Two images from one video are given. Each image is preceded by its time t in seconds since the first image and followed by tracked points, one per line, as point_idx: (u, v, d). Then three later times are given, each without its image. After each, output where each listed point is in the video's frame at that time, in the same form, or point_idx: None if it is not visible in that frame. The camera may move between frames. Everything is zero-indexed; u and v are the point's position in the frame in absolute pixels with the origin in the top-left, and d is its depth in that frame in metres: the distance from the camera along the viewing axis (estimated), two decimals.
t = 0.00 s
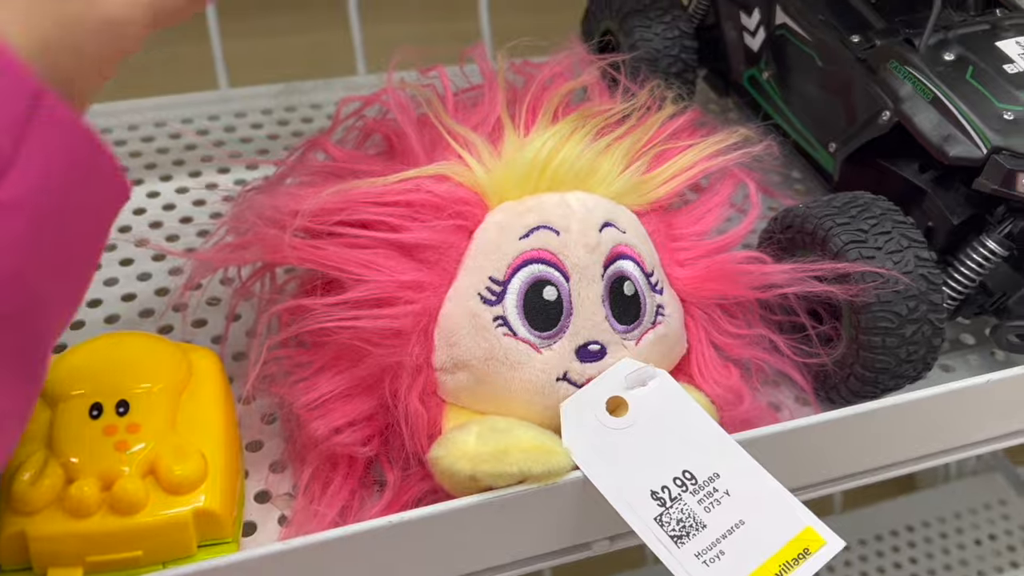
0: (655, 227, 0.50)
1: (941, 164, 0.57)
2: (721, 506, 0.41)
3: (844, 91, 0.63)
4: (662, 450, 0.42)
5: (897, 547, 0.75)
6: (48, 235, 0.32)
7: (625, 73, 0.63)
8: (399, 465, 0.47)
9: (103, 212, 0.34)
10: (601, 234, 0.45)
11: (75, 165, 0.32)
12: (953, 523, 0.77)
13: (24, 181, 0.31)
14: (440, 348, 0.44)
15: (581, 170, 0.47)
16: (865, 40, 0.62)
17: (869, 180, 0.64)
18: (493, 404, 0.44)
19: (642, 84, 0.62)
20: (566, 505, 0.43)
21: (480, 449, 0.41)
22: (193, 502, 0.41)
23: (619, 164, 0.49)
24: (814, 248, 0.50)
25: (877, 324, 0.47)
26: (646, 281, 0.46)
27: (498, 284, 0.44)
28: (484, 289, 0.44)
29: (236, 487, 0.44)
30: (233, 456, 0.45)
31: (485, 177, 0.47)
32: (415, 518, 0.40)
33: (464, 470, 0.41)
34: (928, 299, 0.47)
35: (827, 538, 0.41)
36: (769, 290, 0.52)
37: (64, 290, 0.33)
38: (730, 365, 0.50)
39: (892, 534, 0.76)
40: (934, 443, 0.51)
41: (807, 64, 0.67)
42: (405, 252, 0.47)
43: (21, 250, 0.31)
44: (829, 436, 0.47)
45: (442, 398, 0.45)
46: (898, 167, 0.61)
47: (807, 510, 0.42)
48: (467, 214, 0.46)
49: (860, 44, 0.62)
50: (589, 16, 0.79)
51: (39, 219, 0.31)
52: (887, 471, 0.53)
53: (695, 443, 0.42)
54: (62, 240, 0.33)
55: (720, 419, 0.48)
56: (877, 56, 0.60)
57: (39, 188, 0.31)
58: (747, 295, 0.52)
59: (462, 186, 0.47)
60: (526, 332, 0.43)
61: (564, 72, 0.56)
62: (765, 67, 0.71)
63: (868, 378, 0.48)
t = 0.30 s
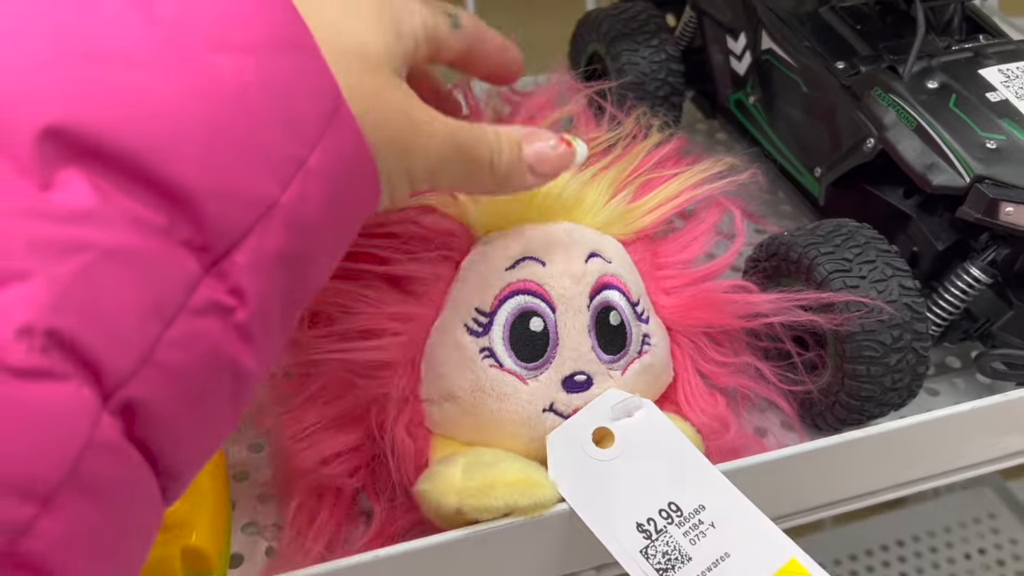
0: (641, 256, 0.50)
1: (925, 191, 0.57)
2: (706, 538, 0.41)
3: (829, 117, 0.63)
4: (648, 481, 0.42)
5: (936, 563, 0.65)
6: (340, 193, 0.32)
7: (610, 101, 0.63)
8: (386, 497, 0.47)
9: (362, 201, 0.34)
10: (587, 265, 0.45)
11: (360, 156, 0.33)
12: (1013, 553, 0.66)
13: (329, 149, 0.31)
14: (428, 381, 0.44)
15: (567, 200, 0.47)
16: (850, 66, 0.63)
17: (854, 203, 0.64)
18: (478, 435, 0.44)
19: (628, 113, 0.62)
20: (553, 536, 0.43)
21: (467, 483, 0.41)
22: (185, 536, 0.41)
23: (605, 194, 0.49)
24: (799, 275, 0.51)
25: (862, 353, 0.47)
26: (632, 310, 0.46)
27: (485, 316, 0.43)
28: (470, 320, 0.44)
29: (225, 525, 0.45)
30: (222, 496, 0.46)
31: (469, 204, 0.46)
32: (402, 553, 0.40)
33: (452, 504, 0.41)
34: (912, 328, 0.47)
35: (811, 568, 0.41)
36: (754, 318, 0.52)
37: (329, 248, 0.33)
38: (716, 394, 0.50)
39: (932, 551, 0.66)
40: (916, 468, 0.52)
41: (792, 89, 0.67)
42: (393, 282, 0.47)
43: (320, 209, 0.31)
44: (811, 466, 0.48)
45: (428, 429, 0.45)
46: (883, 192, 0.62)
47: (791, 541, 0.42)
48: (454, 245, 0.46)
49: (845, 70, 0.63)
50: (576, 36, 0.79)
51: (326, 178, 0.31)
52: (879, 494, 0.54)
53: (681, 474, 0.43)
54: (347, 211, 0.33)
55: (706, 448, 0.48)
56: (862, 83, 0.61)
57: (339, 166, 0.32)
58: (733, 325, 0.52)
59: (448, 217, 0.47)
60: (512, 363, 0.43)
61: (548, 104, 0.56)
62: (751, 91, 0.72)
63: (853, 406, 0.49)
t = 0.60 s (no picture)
0: (631, 264, 0.49)
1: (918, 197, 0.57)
2: (704, 551, 0.41)
3: (821, 121, 0.63)
4: (644, 493, 0.41)
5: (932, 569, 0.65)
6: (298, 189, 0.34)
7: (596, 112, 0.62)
8: (375, 511, 0.46)
9: (316, 200, 0.36)
10: (579, 274, 0.44)
11: (320, 156, 0.35)
12: (1008, 559, 0.66)
13: (291, 146, 0.33)
14: (417, 392, 0.43)
15: (557, 208, 0.47)
16: (842, 71, 0.62)
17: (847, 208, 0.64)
18: (471, 446, 0.43)
19: (616, 124, 0.61)
20: (549, 549, 0.43)
21: (461, 492, 0.40)
22: (166, 554, 0.41)
23: (595, 203, 0.48)
24: (791, 281, 0.50)
25: (855, 361, 0.47)
26: (625, 319, 0.46)
27: (477, 325, 0.43)
28: (462, 330, 0.43)
29: (208, 535, 0.44)
30: (204, 506, 0.45)
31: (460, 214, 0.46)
32: (395, 565, 0.39)
33: (446, 515, 0.40)
34: (906, 335, 0.47)
35: None
36: (744, 328, 0.51)
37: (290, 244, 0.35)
38: (709, 404, 0.50)
39: (926, 558, 0.66)
40: (912, 476, 0.51)
41: (783, 94, 0.67)
42: (383, 292, 0.46)
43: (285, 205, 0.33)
44: (807, 475, 0.47)
45: (419, 442, 0.44)
46: (875, 198, 0.61)
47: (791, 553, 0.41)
48: (447, 254, 0.45)
49: (837, 75, 0.62)
50: (567, 41, 0.79)
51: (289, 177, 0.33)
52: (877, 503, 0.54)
53: (675, 485, 0.42)
54: (303, 208, 0.35)
55: (700, 458, 0.48)
56: (854, 88, 0.60)
57: (299, 163, 0.34)
58: (724, 333, 0.51)
59: (435, 223, 0.46)
60: (505, 372, 0.42)
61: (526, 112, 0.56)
62: (743, 96, 0.71)
63: (847, 415, 0.48)
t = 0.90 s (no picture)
0: (621, 267, 0.49)
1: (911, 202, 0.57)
2: (694, 562, 0.40)
3: (812, 126, 0.63)
4: (633, 503, 0.41)
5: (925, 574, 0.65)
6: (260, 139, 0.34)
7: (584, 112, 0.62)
8: (361, 518, 0.46)
9: (275, 154, 0.35)
10: (567, 277, 0.44)
11: (281, 104, 0.35)
12: (1003, 564, 0.66)
13: (254, 92, 0.33)
14: (404, 398, 0.43)
15: (545, 211, 0.46)
16: (833, 76, 0.62)
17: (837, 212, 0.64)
18: (459, 452, 0.42)
19: (605, 124, 0.61)
20: (536, 559, 0.42)
21: (448, 502, 0.40)
22: (148, 566, 0.40)
23: (583, 206, 0.48)
24: (782, 286, 0.50)
25: (846, 368, 0.46)
26: (613, 322, 0.45)
27: (464, 329, 0.42)
28: (448, 335, 0.42)
29: (193, 545, 0.44)
30: (190, 516, 0.44)
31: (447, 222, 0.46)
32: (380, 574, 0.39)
33: (432, 525, 0.40)
34: (898, 341, 0.46)
35: None
36: (735, 331, 0.51)
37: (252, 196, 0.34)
38: (698, 406, 0.49)
39: (921, 564, 0.65)
40: (904, 483, 0.51)
41: (774, 98, 0.67)
42: (368, 296, 0.46)
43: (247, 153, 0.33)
44: (798, 483, 0.47)
45: (406, 448, 0.43)
46: (867, 202, 0.61)
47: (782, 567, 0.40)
48: (432, 257, 0.45)
49: (828, 80, 0.62)
50: (558, 45, 0.79)
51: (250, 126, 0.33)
52: (868, 511, 0.53)
53: (663, 494, 0.41)
54: (264, 160, 0.34)
55: (690, 465, 0.47)
56: (844, 92, 0.60)
57: (261, 110, 0.33)
58: (714, 336, 0.51)
59: (421, 226, 0.46)
60: (492, 377, 0.41)
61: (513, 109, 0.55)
62: (734, 100, 0.71)
63: (838, 422, 0.48)
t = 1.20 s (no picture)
0: (619, 269, 0.49)
1: (908, 205, 0.57)
2: (693, 564, 0.40)
3: (810, 129, 0.63)
4: (632, 504, 0.41)
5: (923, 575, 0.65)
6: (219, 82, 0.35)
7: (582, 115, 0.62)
8: (361, 520, 0.46)
9: (239, 95, 0.37)
10: (567, 277, 0.44)
11: (240, 42, 0.36)
12: (1002, 565, 0.66)
13: (208, 31, 0.35)
14: (404, 399, 0.43)
15: (543, 213, 0.46)
16: (831, 78, 0.62)
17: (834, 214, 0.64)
18: (458, 454, 0.42)
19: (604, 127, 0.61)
20: (535, 560, 0.42)
21: (448, 504, 0.40)
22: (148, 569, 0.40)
23: (582, 207, 0.48)
24: (780, 288, 0.50)
25: (845, 369, 0.46)
26: (612, 323, 0.45)
27: (464, 330, 0.42)
28: (448, 335, 0.42)
29: (193, 545, 0.44)
30: (190, 517, 0.44)
31: (447, 220, 0.46)
32: None
33: (432, 526, 0.40)
34: (896, 342, 0.47)
35: None
36: (734, 332, 0.51)
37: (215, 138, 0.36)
38: (697, 408, 0.50)
39: (920, 565, 0.66)
40: (903, 484, 0.51)
41: (772, 101, 0.67)
42: (367, 296, 0.46)
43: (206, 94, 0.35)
44: (796, 484, 0.47)
45: (406, 448, 0.43)
46: (864, 204, 0.61)
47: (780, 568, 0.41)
48: (432, 258, 0.45)
49: (826, 82, 0.62)
50: (556, 48, 0.79)
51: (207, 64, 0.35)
52: (866, 512, 0.53)
53: (662, 495, 0.41)
54: (225, 99, 0.36)
55: (689, 466, 0.47)
56: (842, 95, 0.60)
57: (216, 48, 0.35)
58: (713, 338, 0.51)
59: (422, 226, 0.46)
60: (492, 377, 0.42)
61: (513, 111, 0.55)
62: (732, 103, 0.71)
63: (837, 424, 0.48)
